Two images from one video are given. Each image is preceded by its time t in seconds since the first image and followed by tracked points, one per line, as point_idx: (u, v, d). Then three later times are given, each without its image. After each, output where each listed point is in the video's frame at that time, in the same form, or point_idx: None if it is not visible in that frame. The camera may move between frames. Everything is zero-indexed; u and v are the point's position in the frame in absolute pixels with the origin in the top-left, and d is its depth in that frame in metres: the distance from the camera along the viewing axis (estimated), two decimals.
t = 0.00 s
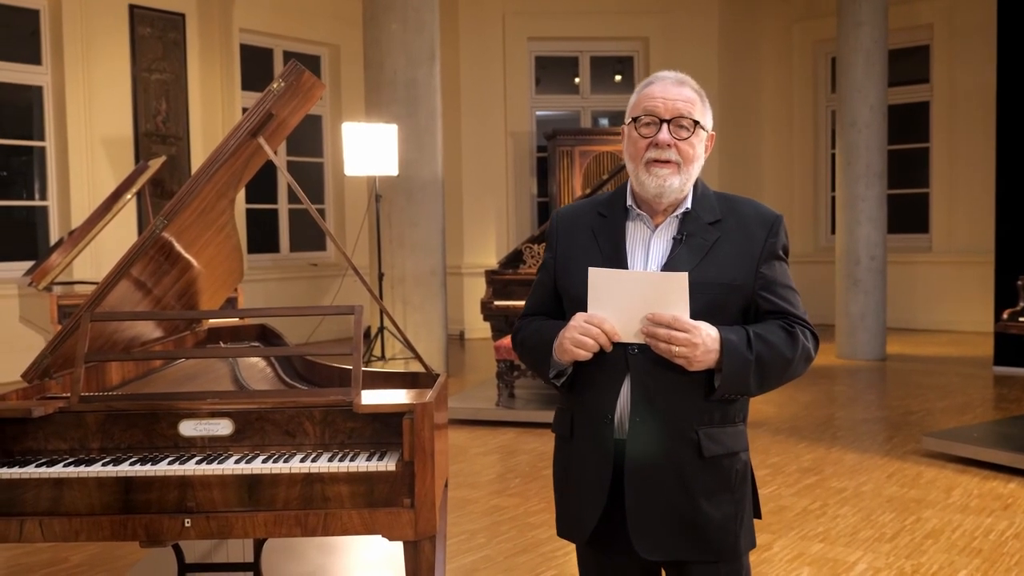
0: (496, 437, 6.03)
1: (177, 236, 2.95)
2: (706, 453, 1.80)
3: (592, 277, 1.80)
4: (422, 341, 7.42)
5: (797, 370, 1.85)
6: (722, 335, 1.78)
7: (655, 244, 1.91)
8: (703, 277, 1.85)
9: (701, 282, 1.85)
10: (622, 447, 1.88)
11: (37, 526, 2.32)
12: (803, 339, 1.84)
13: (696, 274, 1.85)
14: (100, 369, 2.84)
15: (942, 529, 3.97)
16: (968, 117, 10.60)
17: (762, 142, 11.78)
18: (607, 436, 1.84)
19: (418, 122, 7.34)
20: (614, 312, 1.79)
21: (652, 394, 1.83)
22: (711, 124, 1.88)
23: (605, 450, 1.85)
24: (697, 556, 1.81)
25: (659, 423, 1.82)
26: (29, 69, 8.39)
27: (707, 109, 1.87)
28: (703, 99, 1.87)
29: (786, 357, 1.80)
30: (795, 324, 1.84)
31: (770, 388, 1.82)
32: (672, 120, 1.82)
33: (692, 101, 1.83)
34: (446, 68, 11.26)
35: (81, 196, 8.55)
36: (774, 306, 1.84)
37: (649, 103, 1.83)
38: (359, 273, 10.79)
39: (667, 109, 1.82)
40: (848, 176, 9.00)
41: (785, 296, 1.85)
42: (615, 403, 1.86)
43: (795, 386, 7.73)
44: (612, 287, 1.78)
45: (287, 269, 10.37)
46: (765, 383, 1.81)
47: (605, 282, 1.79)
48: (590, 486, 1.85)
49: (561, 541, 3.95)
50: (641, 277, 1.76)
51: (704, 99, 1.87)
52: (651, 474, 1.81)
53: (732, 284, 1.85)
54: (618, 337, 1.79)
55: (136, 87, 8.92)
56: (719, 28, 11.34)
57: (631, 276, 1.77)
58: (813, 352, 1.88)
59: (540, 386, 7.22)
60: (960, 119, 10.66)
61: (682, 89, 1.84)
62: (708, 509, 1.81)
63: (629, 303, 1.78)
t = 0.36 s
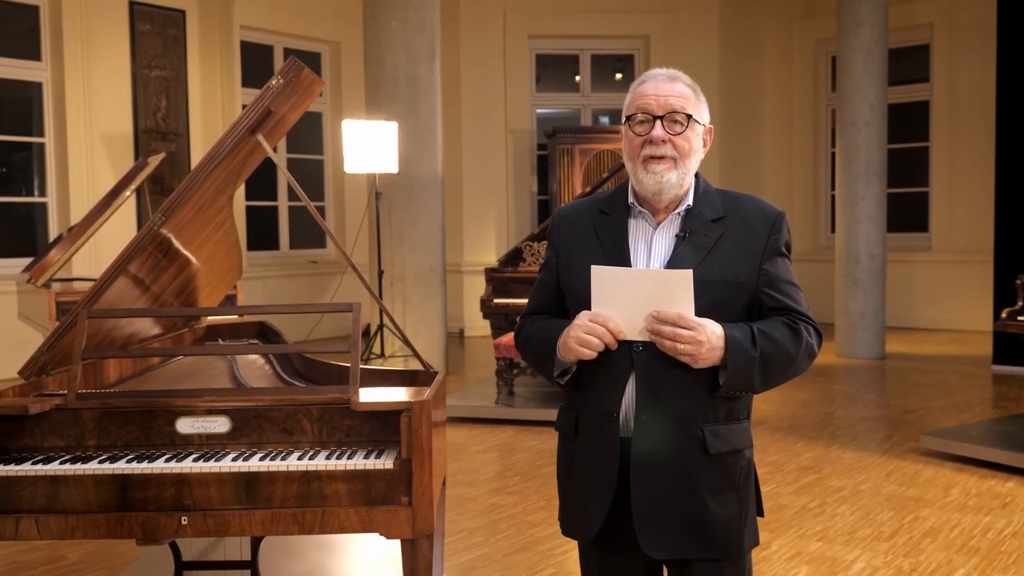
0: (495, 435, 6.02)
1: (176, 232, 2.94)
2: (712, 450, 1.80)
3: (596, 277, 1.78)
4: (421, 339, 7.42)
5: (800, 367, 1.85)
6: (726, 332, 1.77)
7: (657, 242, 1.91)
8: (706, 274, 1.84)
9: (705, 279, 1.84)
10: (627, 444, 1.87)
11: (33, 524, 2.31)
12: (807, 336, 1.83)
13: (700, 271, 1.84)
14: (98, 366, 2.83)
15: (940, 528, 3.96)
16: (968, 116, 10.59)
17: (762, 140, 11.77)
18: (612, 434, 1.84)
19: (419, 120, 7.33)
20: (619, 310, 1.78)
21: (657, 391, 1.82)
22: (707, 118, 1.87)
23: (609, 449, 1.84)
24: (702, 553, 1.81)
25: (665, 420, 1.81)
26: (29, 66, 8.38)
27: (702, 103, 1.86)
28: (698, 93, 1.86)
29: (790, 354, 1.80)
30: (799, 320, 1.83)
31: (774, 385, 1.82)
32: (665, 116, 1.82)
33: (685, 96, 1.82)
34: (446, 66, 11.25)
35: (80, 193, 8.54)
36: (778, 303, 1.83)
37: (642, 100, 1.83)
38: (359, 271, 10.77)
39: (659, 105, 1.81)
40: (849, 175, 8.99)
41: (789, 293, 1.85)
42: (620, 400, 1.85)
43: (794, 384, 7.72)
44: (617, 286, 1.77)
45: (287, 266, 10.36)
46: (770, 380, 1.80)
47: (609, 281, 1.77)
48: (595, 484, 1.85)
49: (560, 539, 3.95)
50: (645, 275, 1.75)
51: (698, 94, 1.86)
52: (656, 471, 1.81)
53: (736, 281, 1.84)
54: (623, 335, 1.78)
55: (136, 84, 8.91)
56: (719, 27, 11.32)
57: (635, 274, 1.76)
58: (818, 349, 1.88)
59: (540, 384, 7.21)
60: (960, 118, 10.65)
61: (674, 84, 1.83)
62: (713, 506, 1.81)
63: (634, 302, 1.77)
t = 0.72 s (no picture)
0: (486, 434, 6.03)
1: (164, 231, 2.93)
2: (713, 449, 1.80)
3: (597, 280, 1.78)
4: (413, 338, 7.42)
5: (799, 364, 1.85)
6: (728, 330, 1.78)
7: (656, 240, 1.92)
8: (706, 272, 1.84)
9: (705, 277, 1.84)
10: (629, 443, 1.87)
11: (19, 524, 2.31)
12: (806, 332, 1.84)
13: (699, 269, 1.84)
14: (86, 366, 2.82)
15: (928, 526, 3.98)
16: (957, 116, 10.64)
17: (753, 140, 11.80)
18: (614, 433, 1.84)
19: (410, 119, 7.33)
20: (620, 311, 1.78)
21: (659, 391, 1.82)
22: (703, 116, 1.87)
23: (611, 449, 1.84)
24: (704, 551, 1.81)
25: (667, 419, 1.81)
26: (20, 64, 8.35)
27: (698, 102, 1.86)
28: (693, 92, 1.86)
29: (790, 351, 1.81)
30: (798, 317, 1.84)
31: (773, 383, 1.83)
32: (660, 115, 1.82)
33: (680, 95, 1.83)
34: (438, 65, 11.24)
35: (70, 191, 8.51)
36: (776, 300, 1.84)
37: (637, 100, 1.83)
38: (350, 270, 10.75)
39: (654, 104, 1.82)
40: (839, 174, 9.02)
41: (787, 289, 1.85)
42: (623, 400, 1.85)
43: (785, 383, 7.75)
44: (618, 287, 1.77)
45: (278, 265, 10.34)
46: (770, 378, 1.81)
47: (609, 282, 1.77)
48: (598, 484, 1.85)
49: (550, 538, 3.95)
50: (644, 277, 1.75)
51: (693, 92, 1.86)
52: (658, 470, 1.81)
53: (736, 278, 1.85)
54: (624, 336, 1.78)
55: (126, 82, 8.88)
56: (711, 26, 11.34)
57: (636, 275, 1.75)
58: (816, 345, 1.88)
59: (531, 383, 7.21)
60: (950, 119, 10.70)
61: (669, 82, 1.83)
62: (715, 505, 1.81)
63: (636, 304, 1.76)
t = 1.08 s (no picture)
0: (482, 436, 6.02)
1: (159, 233, 2.92)
2: (725, 452, 1.77)
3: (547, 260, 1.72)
4: (408, 340, 7.42)
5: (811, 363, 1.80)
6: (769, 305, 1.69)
7: (664, 244, 1.87)
8: (716, 274, 1.81)
9: (715, 279, 1.81)
10: (639, 446, 1.82)
11: (15, 526, 2.31)
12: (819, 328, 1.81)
13: (709, 272, 1.81)
14: (81, 368, 2.82)
15: (923, 528, 3.99)
16: (951, 119, 10.67)
17: (748, 142, 11.82)
18: (625, 437, 1.79)
19: (405, 121, 7.33)
20: (569, 285, 1.70)
21: (670, 394, 1.78)
22: (713, 119, 1.84)
23: (620, 453, 1.79)
24: (715, 556, 1.78)
25: (679, 422, 1.77)
26: (16, 65, 8.33)
27: (709, 105, 1.82)
28: (704, 95, 1.83)
29: (810, 339, 1.75)
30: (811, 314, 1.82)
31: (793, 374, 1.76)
32: (673, 119, 1.78)
33: (693, 98, 1.78)
34: (433, 66, 11.24)
35: (64, 193, 8.49)
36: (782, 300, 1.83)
37: (649, 103, 1.78)
38: (345, 272, 10.75)
39: (667, 108, 1.77)
40: (833, 176, 9.04)
41: (795, 290, 1.84)
42: (634, 403, 1.80)
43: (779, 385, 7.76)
44: (561, 262, 1.70)
45: (273, 267, 10.33)
46: (795, 364, 1.73)
47: (554, 259, 1.71)
48: (607, 488, 1.81)
49: (546, 540, 3.95)
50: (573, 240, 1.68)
51: (705, 95, 1.82)
52: (671, 474, 1.77)
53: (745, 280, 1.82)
54: (583, 307, 1.70)
55: (120, 84, 8.86)
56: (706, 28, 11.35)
57: (562, 247, 1.69)
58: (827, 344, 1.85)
59: (526, 385, 7.21)
60: (943, 121, 10.73)
61: (683, 86, 1.79)
62: (725, 508, 1.78)
63: (581, 273, 1.68)
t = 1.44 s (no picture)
0: (481, 435, 6.03)
1: (160, 232, 2.91)
2: (742, 454, 1.78)
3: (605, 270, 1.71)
4: (407, 338, 7.42)
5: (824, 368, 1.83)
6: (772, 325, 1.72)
7: (681, 244, 1.88)
8: (734, 276, 1.82)
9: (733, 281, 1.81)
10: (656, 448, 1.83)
11: (17, 523, 2.31)
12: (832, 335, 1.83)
13: (727, 272, 1.82)
14: (82, 366, 2.81)
15: (923, 528, 4.00)
16: (950, 119, 10.68)
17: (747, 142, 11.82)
18: (644, 439, 1.80)
19: (405, 120, 7.33)
20: (623, 302, 1.70)
21: (688, 396, 1.79)
22: (734, 119, 1.84)
23: (638, 455, 1.80)
24: (732, 559, 1.78)
25: (697, 424, 1.78)
26: (15, 64, 8.32)
27: (729, 104, 1.83)
28: (725, 95, 1.83)
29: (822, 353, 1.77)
30: (826, 320, 1.83)
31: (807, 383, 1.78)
32: (696, 118, 1.78)
33: (715, 97, 1.79)
34: (432, 65, 11.24)
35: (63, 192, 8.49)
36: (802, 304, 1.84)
37: (672, 100, 1.79)
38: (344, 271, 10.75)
39: (690, 106, 1.78)
40: (833, 176, 9.04)
41: (813, 294, 1.85)
42: (652, 404, 1.81)
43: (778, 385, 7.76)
44: (621, 277, 1.70)
45: (272, 266, 10.33)
46: (806, 376, 1.76)
47: (616, 272, 1.70)
48: (624, 490, 1.81)
49: (545, 539, 3.95)
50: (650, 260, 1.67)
51: (727, 94, 1.83)
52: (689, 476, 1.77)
53: (764, 283, 1.82)
54: (629, 327, 1.70)
55: (119, 83, 8.86)
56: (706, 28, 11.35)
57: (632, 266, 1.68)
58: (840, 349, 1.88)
59: (526, 384, 7.21)
60: (942, 122, 10.74)
61: (705, 84, 1.79)
62: (742, 511, 1.79)
63: (640, 297, 1.69)
